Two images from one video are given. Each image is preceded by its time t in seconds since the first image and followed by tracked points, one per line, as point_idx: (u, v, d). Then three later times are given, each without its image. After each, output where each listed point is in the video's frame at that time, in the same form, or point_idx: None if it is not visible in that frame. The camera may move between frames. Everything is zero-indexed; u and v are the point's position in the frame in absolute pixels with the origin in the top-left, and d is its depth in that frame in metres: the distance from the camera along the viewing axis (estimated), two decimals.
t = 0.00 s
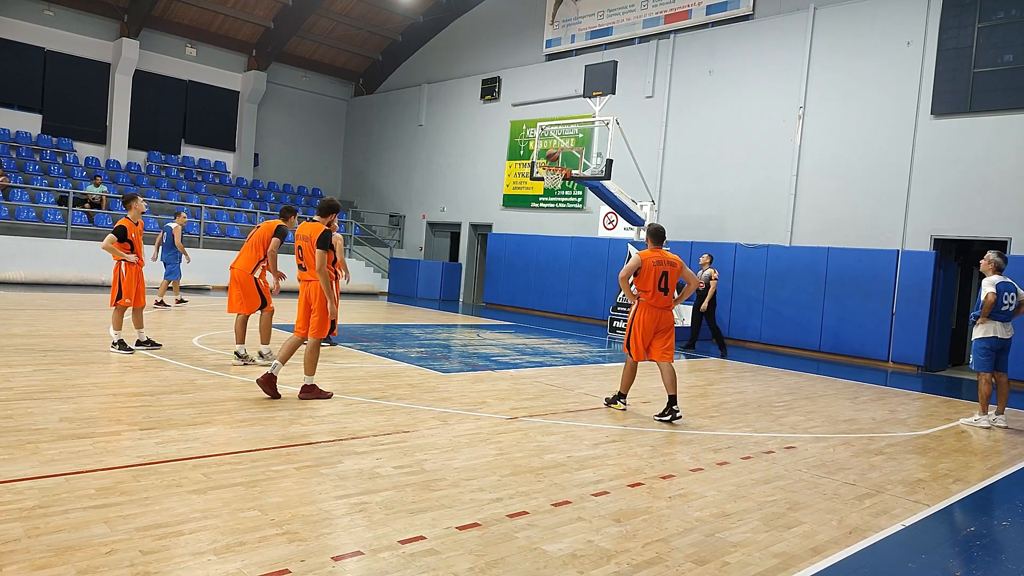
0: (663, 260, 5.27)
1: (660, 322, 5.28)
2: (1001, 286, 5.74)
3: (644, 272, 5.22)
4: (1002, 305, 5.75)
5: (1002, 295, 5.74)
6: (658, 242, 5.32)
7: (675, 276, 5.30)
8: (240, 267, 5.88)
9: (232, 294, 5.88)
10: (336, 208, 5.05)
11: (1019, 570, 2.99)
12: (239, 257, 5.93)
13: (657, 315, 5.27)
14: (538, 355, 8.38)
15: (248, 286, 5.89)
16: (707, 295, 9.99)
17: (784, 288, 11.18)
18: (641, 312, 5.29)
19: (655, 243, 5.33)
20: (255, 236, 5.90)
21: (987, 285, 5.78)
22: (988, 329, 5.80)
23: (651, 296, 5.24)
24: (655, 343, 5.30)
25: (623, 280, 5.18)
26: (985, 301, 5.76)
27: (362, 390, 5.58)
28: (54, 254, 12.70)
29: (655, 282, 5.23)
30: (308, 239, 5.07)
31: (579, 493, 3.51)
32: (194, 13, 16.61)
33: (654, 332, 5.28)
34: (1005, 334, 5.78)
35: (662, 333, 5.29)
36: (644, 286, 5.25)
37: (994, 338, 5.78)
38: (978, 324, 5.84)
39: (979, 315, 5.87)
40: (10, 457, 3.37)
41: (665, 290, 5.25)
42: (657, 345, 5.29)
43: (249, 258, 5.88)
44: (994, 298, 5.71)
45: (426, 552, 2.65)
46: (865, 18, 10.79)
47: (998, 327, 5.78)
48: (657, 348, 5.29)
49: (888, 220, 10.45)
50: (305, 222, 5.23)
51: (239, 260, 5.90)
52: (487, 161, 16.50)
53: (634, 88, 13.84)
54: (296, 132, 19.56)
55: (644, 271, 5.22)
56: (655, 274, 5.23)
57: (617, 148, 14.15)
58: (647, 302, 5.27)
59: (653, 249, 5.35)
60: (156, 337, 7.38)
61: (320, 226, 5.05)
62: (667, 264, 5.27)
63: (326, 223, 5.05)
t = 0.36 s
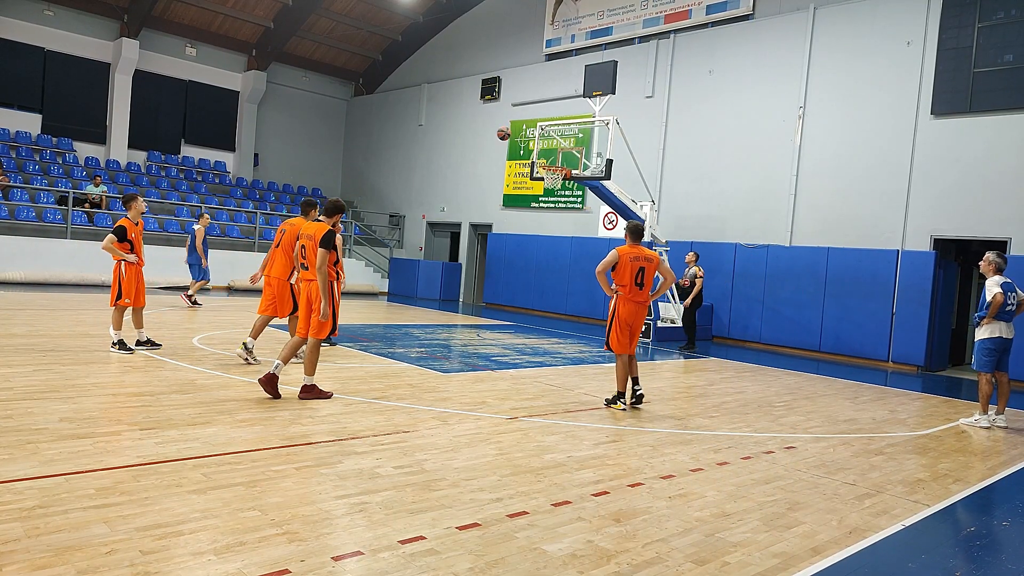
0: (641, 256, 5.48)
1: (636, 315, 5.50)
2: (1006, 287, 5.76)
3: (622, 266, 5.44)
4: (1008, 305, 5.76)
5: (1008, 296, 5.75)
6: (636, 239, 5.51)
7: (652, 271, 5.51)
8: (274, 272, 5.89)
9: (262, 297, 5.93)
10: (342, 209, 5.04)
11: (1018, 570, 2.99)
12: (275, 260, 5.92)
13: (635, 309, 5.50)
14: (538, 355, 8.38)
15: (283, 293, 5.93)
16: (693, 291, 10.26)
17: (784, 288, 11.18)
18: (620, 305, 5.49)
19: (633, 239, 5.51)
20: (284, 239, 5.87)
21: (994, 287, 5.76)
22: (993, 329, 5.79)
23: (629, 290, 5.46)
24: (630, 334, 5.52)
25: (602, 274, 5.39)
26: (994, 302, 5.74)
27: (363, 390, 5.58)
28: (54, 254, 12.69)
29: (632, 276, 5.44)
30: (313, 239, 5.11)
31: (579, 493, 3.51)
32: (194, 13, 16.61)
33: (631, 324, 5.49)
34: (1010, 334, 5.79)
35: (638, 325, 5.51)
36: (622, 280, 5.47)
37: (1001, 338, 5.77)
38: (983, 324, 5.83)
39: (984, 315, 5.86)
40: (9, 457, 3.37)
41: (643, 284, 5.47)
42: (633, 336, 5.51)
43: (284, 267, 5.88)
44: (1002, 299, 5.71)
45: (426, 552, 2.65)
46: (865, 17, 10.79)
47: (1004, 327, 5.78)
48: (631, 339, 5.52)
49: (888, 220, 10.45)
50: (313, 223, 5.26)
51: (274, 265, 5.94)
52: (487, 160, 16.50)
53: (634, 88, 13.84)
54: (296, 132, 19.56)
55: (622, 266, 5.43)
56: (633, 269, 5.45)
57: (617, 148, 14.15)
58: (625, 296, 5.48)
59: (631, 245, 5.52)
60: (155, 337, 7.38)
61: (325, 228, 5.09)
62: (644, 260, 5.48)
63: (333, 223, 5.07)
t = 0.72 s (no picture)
0: (625, 258, 5.63)
1: (619, 315, 5.67)
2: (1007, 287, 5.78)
3: (606, 269, 5.57)
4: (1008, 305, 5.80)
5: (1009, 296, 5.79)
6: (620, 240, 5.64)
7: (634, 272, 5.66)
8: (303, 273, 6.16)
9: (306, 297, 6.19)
10: (344, 209, 5.13)
11: (1019, 570, 2.99)
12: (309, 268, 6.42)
13: (619, 309, 5.66)
14: (538, 355, 8.38)
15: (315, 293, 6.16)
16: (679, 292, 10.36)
17: (784, 288, 11.18)
18: (604, 305, 5.63)
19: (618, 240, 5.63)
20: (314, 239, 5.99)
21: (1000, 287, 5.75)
22: (996, 330, 5.79)
23: (613, 291, 5.60)
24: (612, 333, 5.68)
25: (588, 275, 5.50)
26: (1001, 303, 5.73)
27: (363, 390, 5.58)
28: (53, 254, 12.68)
29: (617, 277, 5.58)
30: (319, 238, 4.99)
31: (579, 493, 3.51)
32: (194, 13, 16.60)
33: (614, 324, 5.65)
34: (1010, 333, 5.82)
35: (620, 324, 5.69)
36: (608, 281, 5.58)
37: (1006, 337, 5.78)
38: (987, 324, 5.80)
39: (987, 316, 5.83)
40: (9, 457, 3.37)
41: (626, 285, 5.63)
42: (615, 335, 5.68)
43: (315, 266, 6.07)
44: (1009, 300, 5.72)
45: (426, 552, 2.65)
46: (865, 17, 10.79)
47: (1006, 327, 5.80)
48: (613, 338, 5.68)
49: (888, 220, 10.45)
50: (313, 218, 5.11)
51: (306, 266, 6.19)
52: (487, 160, 16.50)
53: (634, 88, 13.84)
54: (296, 132, 19.57)
55: (606, 268, 5.56)
56: (617, 271, 5.58)
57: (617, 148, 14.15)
58: (609, 297, 5.62)
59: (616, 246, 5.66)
60: (155, 337, 7.39)
61: (331, 227, 5.02)
62: (628, 262, 5.63)
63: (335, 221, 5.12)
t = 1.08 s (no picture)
0: (611, 256, 5.81)
1: (604, 310, 5.86)
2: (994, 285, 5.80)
3: (593, 266, 5.76)
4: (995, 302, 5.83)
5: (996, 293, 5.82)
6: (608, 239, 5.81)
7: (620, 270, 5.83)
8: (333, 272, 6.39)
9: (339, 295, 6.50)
10: (350, 210, 5.13)
11: (1018, 570, 2.99)
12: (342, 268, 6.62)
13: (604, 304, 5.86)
14: (538, 355, 8.37)
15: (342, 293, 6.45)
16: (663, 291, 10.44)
17: (784, 288, 11.18)
18: (588, 300, 5.84)
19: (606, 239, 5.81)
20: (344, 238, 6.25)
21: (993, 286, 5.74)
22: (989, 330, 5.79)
23: (599, 287, 5.80)
24: (597, 327, 5.88)
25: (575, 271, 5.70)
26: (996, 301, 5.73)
27: (363, 390, 5.58)
28: (53, 254, 12.68)
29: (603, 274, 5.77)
30: (319, 239, 5.00)
31: (579, 493, 3.51)
32: (193, 13, 16.59)
33: (598, 318, 5.85)
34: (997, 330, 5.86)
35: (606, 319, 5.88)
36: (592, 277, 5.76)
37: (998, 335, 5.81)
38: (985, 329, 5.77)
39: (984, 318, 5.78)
40: (9, 457, 3.37)
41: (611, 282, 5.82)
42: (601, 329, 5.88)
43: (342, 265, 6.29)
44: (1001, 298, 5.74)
45: (426, 552, 2.65)
46: (865, 17, 10.79)
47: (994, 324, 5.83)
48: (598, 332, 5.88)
49: (887, 220, 10.45)
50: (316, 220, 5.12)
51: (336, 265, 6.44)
52: (488, 160, 16.50)
53: (634, 88, 13.85)
54: (297, 132, 19.57)
55: (593, 265, 5.75)
56: (603, 268, 5.77)
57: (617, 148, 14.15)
58: (595, 292, 5.81)
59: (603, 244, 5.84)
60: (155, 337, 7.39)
61: (332, 228, 5.01)
62: (614, 260, 5.81)
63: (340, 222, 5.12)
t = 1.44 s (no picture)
0: (591, 256, 5.83)
1: (585, 309, 5.89)
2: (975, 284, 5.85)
3: (573, 266, 5.80)
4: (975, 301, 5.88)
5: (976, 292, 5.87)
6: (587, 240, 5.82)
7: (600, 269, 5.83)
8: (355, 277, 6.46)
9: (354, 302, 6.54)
10: (359, 212, 5.14)
11: (1018, 570, 2.99)
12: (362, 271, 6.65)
13: (586, 304, 5.88)
14: (538, 355, 8.37)
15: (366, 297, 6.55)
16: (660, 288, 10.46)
17: (784, 289, 11.19)
18: (568, 299, 5.89)
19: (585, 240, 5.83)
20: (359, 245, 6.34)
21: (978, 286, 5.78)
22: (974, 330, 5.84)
23: (579, 286, 5.83)
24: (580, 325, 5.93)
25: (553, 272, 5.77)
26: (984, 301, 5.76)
27: (363, 390, 5.57)
28: (53, 254, 12.67)
29: (581, 274, 5.80)
30: (326, 239, 5.03)
31: (579, 493, 3.51)
32: (193, 13, 16.59)
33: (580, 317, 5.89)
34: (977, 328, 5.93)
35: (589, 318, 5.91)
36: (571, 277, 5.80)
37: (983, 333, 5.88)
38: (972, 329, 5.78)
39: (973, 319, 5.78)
40: (9, 457, 3.37)
41: (592, 281, 5.84)
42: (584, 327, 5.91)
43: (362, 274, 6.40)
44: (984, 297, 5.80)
45: (426, 552, 2.65)
46: (865, 17, 10.79)
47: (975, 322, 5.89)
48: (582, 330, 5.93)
49: (887, 220, 10.45)
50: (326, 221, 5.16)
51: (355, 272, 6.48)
52: (487, 160, 16.50)
53: (634, 88, 13.85)
54: (296, 132, 19.57)
55: (572, 265, 5.79)
56: (583, 268, 5.80)
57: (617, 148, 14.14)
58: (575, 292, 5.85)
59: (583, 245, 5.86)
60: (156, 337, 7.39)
61: (339, 228, 5.04)
62: (595, 260, 5.82)
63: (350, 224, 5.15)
